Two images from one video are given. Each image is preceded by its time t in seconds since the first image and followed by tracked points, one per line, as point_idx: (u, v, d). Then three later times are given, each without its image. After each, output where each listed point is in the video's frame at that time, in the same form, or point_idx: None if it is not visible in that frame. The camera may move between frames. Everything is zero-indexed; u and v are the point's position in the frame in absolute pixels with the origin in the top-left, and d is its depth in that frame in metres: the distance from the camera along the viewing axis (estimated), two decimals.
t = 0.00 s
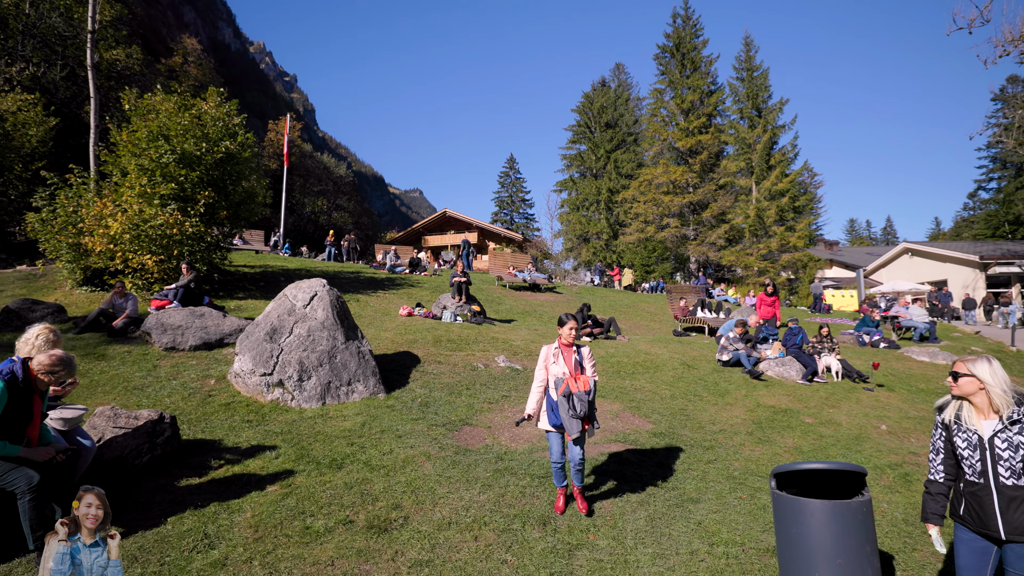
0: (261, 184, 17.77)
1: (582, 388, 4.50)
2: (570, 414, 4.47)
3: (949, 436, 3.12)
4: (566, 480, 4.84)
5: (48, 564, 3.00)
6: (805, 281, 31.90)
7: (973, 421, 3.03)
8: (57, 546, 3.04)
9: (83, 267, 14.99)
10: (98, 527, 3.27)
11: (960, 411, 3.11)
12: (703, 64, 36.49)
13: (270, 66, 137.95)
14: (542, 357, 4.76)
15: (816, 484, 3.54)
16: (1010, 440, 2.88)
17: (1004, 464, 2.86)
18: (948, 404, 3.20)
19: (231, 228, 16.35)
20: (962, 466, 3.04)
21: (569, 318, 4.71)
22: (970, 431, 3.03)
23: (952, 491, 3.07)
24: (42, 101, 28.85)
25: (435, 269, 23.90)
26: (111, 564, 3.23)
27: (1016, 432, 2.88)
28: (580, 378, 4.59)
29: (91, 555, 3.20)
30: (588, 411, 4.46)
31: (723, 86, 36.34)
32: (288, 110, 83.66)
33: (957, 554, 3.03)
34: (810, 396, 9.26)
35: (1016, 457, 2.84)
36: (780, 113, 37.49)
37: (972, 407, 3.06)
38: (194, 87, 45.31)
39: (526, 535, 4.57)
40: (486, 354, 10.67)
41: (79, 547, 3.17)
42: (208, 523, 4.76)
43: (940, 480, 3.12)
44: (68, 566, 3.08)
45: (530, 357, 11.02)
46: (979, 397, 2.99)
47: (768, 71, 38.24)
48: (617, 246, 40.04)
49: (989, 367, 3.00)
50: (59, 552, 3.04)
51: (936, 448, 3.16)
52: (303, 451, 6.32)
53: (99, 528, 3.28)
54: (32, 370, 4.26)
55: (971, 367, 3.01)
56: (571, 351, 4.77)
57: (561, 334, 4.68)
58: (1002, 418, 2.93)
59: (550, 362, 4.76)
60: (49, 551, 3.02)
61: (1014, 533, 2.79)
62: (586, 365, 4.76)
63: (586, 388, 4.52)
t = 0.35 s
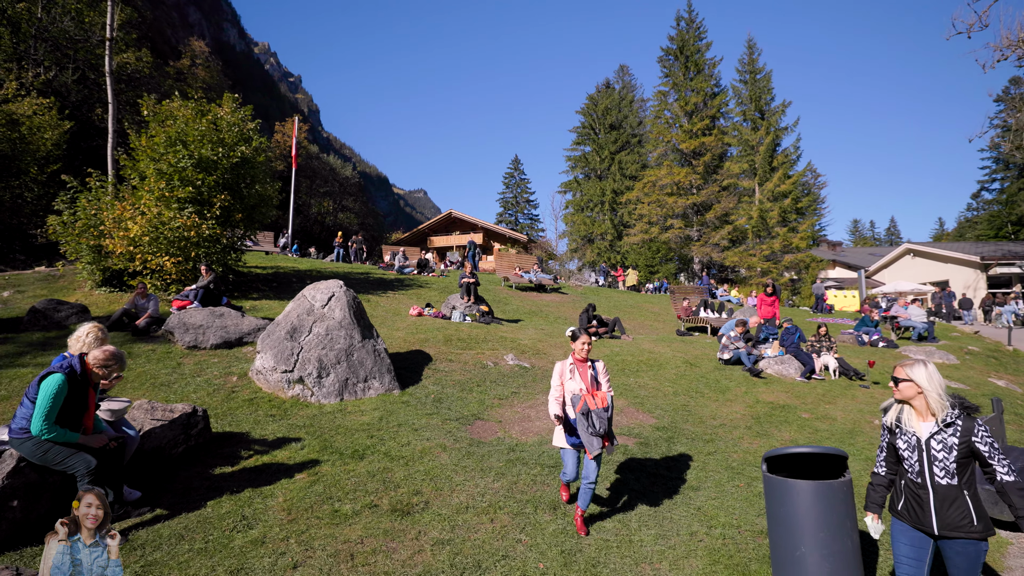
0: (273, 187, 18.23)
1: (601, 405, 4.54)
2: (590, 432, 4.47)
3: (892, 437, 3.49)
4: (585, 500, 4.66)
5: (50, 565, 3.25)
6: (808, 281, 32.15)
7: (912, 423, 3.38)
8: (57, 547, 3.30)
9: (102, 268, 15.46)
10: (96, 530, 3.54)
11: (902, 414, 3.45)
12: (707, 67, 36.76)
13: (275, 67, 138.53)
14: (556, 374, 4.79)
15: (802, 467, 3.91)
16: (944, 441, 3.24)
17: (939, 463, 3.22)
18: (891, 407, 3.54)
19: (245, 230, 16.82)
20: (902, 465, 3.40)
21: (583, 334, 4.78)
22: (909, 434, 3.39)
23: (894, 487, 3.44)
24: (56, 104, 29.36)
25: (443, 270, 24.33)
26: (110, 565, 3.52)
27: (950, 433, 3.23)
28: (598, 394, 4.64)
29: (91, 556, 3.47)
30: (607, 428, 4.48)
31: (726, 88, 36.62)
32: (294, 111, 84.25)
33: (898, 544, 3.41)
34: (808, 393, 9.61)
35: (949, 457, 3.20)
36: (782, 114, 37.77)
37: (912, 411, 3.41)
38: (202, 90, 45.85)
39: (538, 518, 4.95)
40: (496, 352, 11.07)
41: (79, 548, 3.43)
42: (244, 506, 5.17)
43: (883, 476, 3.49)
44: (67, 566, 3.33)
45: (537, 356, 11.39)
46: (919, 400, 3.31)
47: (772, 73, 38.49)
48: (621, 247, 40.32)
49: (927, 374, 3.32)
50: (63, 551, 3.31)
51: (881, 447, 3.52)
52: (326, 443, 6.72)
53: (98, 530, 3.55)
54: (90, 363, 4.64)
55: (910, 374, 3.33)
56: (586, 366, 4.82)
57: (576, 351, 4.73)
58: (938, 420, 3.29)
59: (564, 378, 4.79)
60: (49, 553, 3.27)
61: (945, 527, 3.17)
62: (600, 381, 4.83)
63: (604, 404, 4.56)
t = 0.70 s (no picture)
0: (284, 190, 18.64)
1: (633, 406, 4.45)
2: (625, 433, 4.35)
3: (841, 430, 3.40)
4: (603, 508, 4.59)
5: (47, 567, 2.74)
6: (810, 281, 32.40)
7: (862, 415, 3.30)
8: (56, 547, 2.80)
9: (119, 269, 15.84)
10: (96, 527, 3.02)
11: (852, 407, 3.37)
12: (710, 68, 37.03)
13: (279, 68, 139.32)
14: (581, 374, 4.59)
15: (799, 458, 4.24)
16: (893, 433, 3.15)
17: (886, 456, 3.14)
18: (841, 400, 3.47)
19: (257, 232, 17.21)
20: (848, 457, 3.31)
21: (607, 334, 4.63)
22: (860, 426, 3.30)
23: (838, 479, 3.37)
24: (67, 107, 29.76)
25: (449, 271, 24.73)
26: (111, 564, 2.99)
27: (898, 426, 3.15)
28: (627, 394, 4.54)
29: (91, 555, 2.94)
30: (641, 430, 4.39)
31: (729, 90, 36.91)
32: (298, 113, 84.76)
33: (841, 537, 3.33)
34: (808, 391, 9.94)
35: (897, 449, 3.11)
36: (785, 116, 38.08)
37: (863, 404, 3.32)
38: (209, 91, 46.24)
39: (551, 507, 5.28)
40: (505, 351, 11.43)
41: (78, 548, 2.92)
42: (275, 495, 5.51)
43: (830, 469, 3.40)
44: (67, 566, 2.81)
45: (544, 355, 11.74)
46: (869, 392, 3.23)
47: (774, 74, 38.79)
48: (624, 247, 40.63)
49: (878, 365, 3.25)
50: (60, 553, 2.80)
51: (829, 439, 3.43)
52: (347, 437, 7.06)
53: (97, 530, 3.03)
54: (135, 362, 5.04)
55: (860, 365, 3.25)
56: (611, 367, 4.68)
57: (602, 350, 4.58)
58: (887, 412, 3.21)
59: (590, 379, 4.60)
60: (48, 551, 2.78)
61: (888, 518, 3.09)
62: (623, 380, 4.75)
63: (635, 405, 4.48)
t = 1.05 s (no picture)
0: (294, 189, 18.94)
1: (664, 402, 4.48)
2: (657, 429, 4.37)
3: (813, 425, 3.34)
4: (627, 500, 4.77)
5: (47, 565, 2.96)
6: (813, 281, 32.58)
7: (831, 408, 3.23)
8: (56, 547, 3.02)
9: (133, 268, 16.13)
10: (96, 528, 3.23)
11: (823, 401, 3.32)
12: (713, 69, 37.24)
13: (281, 66, 139.25)
14: (611, 370, 4.63)
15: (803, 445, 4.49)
16: (862, 424, 3.09)
17: (858, 448, 3.06)
18: (811, 395, 3.42)
19: (268, 231, 17.52)
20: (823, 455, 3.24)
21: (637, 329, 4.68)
22: (829, 420, 3.25)
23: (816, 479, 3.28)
24: (75, 107, 29.98)
25: (456, 270, 25.01)
26: (111, 564, 3.21)
27: (867, 416, 3.09)
28: (659, 391, 4.57)
29: (91, 555, 3.17)
30: (673, 424, 4.42)
31: (732, 90, 37.11)
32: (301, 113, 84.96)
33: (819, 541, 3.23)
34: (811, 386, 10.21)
35: (868, 441, 3.04)
36: (788, 116, 38.26)
37: (831, 396, 3.28)
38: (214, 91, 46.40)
39: (567, 492, 5.55)
40: (515, 348, 11.73)
41: (79, 549, 3.13)
42: (303, 481, 5.77)
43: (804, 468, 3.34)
44: (67, 566, 3.03)
45: (553, 351, 12.00)
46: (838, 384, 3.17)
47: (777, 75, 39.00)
48: (628, 247, 40.84)
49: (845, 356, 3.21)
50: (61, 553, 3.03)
51: (802, 437, 3.38)
52: (367, 429, 7.32)
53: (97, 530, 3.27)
54: (164, 350, 5.34)
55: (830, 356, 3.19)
56: (640, 363, 4.75)
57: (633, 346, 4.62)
58: (856, 403, 3.16)
59: (621, 374, 4.62)
60: (49, 551, 3.00)
61: (866, 516, 2.98)
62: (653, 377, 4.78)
63: (666, 401, 4.52)
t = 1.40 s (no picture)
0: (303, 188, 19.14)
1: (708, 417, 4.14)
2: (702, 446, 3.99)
3: (775, 426, 3.31)
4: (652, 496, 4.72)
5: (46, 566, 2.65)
6: (816, 280, 32.74)
7: (789, 409, 3.19)
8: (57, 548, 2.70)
9: (144, 266, 16.31)
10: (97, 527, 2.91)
11: (783, 401, 3.28)
12: (717, 67, 37.33)
13: (281, 64, 139.08)
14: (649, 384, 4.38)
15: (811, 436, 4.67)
16: (818, 427, 3.02)
17: (813, 452, 3.02)
18: (772, 394, 3.38)
19: (277, 230, 17.72)
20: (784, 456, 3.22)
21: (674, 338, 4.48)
22: (788, 421, 3.21)
23: (778, 481, 3.25)
24: (81, 105, 30.10)
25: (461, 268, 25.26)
26: (111, 564, 2.93)
27: (823, 418, 3.02)
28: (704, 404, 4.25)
29: (91, 556, 2.87)
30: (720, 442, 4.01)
31: (736, 89, 37.19)
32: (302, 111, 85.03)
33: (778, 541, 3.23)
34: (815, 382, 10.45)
35: (822, 444, 2.99)
36: (792, 115, 38.32)
37: (790, 395, 3.23)
38: (217, 89, 46.45)
39: (583, 482, 5.84)
40: (524, 344, 12.04)
41: (80, 549, 2.82)
42: (326, 472, 5.95)
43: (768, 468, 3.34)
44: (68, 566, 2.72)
45: (561, 348, 12.27)
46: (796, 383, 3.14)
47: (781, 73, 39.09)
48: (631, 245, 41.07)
49: (804, 354, 3.14)
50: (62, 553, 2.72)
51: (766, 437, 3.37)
52: (384, 422, 7.53)
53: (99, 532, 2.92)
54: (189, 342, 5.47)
55: (790, 355, 3.15)
56: (680, 376, 4.45)
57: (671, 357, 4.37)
58: (814, 403, 3.09)
59: (659, 389, 4.35)
60: (48, 553, 2.68)
61: (820, 520, 2.96)
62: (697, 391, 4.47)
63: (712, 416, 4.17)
